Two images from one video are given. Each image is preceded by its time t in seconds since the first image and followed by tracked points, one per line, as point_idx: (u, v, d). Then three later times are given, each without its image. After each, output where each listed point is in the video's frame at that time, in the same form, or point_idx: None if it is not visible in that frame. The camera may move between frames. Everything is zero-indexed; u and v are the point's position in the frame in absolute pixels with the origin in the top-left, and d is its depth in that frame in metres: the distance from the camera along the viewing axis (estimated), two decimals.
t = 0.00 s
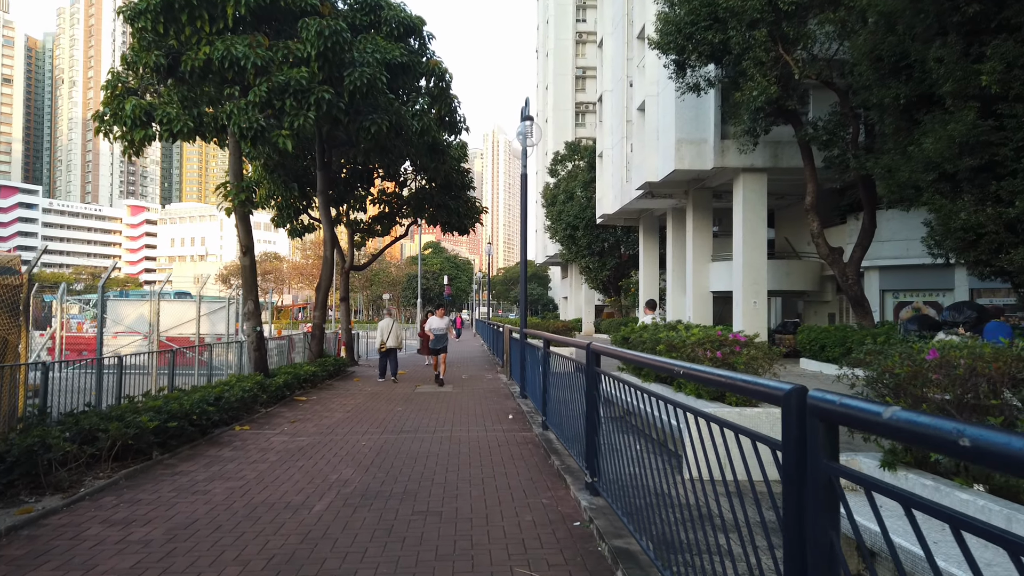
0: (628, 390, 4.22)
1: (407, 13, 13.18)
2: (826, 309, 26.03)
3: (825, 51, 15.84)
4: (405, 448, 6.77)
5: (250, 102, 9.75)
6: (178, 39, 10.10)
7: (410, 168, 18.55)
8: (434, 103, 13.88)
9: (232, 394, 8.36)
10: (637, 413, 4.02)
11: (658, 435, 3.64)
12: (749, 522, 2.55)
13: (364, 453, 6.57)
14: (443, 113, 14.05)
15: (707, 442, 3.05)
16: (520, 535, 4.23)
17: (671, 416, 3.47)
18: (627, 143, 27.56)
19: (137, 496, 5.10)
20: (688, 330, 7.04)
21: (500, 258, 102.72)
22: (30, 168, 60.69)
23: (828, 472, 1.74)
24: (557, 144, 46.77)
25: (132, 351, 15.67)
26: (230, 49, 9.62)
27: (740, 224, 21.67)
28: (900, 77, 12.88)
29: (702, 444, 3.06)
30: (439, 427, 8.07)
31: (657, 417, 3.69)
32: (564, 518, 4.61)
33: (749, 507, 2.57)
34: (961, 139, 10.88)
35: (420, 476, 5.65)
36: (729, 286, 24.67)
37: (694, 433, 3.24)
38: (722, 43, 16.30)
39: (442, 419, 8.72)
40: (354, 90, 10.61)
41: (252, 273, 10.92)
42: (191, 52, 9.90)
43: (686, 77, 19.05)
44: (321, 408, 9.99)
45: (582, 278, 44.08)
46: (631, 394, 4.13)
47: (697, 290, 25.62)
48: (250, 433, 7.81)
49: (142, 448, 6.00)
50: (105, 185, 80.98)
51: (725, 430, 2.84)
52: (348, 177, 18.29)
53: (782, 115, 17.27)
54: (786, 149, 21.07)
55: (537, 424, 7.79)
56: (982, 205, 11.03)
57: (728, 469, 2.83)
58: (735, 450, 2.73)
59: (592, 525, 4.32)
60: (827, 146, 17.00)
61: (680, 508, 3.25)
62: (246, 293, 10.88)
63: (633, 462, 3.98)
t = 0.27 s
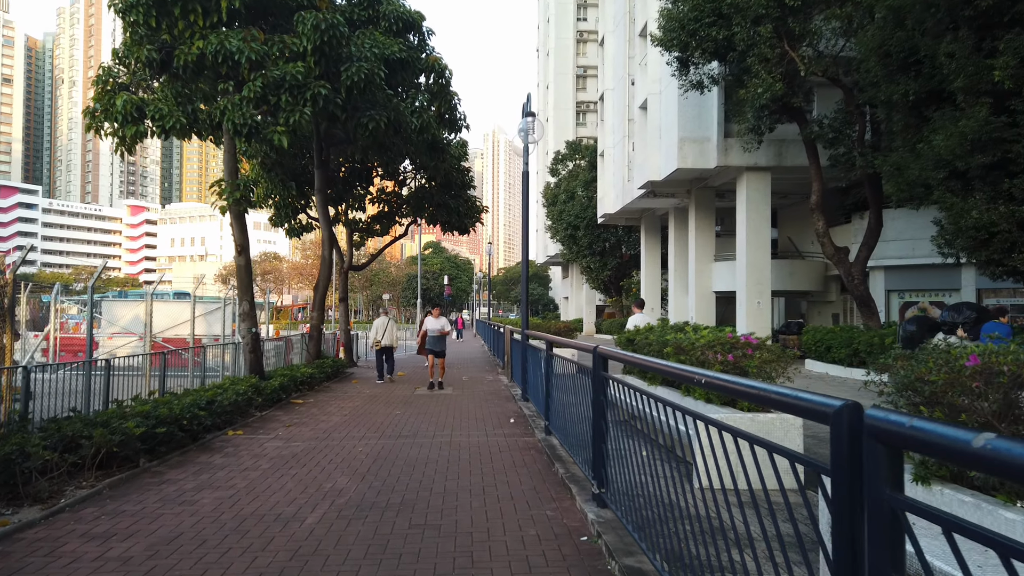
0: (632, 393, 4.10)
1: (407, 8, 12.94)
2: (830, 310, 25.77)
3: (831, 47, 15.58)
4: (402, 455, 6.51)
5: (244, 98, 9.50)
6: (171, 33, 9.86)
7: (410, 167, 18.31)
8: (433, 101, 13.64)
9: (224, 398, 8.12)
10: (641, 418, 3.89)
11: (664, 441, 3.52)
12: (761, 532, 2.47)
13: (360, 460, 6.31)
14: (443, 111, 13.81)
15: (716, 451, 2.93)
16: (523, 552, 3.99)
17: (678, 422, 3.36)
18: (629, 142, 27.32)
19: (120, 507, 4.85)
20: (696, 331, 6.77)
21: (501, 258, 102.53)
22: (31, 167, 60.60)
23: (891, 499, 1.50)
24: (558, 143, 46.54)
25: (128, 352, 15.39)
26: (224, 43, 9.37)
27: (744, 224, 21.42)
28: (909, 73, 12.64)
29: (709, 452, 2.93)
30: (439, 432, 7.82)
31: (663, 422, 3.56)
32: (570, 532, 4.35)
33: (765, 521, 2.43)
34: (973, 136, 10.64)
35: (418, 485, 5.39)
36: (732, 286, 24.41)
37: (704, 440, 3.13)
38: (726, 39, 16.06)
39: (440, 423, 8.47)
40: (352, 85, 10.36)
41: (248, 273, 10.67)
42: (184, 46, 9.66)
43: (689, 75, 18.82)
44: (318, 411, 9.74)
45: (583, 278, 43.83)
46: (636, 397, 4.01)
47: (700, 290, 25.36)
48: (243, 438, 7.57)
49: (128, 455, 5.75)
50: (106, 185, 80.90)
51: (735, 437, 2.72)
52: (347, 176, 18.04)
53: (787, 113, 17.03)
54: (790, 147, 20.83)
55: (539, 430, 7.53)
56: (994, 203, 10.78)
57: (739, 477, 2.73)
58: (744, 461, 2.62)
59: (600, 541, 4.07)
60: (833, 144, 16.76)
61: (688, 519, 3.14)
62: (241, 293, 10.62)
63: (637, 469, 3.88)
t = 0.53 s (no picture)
0: (642, 399, 3.93)
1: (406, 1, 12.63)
2: (834, 310, 25.47)
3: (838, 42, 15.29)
4: (399, 464, 6.20)
5: (237, 92, 9.20)
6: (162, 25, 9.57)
7: (409, 165, 18.01)
8: (433, 96, 13.35)
9: (215, 402, 7.84)
10: (653, 425, 3.71)
11: (680, 452, 3.34)
12: (791, 553, 2.30)
13: (355, 469, 6.01)
14: (443, 107, 13.51)
15: (737, 464, 2.76)
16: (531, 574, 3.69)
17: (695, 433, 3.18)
18: (631, 140, 27.03)
19: (98, 521, 4.55)
20: (707, 334, 6.48)
21: (501, 258, 102.22)
22: (30, 168, 60.39)
23: (1010, 556, 1.24)
24: (559, 142, 46.25)
25: (121, 354, 15.10)
26: (216, 35, 9.07)
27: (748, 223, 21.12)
28: (920, 68, 12.35)
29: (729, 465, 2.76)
30: (438, 438, 7.54)
31: (679, 432, 3.37)
32: (580, 550, 4.06)
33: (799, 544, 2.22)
34: (987, 131, 10.36)
35: (416, 497, 5.10)
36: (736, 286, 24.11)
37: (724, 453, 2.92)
38: (731, 35, 15.77)
39: (439, 429, 8.17)
40: (348, 80, 10.06)
41: (242, 273, 10.37)
42: (175, 39, 9.37)
43: (693, 71, 18.53)
44: (314, 415, 9.44)
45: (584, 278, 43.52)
46: (646, 404, 3.85)
47: (702, 290, 25.06)
48: (235, 444, 7.29)
49: (111, 464, 5.46)
50: (105, 185, 80.71)
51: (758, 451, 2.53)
52: (345, 175, 17.73)
53: (792, 110, 16.75)
54: (795, 146, 20.53)
55: (541, 436, 7.24)
56: (1009, 200, 10.48)
57: (762, 491, 2.56)
58: (768, 476, 2.44)
59: (612, 562, 3.78)
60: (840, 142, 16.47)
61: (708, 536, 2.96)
62: (234, 294, 10.33)
63: (649, 480, 3.70)
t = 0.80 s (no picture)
0: (641, 398, 3.74)
1: None
2: (837, 309, 25.21)
3: (842, 36, 15.05)
4: (391, 468, 5.92)
5: (227, 83, 8.93)
6: (151, 15, 9.31)
7: (406, 162, 17.75)
8: (429, 91, 13.09)
9: (203, 403, 7.56)
10: (653, 425, 3.53)
11: (686, 454, 3.16)
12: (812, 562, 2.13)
13: (346, 473, 5.73)
14: (440, 102, 13.24)
15: (748, 467, 2.59)
16: None
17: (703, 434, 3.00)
18: (631, 138, 26.78)
19: (69, 531, 4.28)
20: (714, 331, 6.22)
21: (500, 258, 102.00)
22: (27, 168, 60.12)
23: None
24: (558, 141, 46.01)
25: (112, 354, 14.80)
26: (205, 24, 8.80)
27: (750, 221, 20.85)
28: (928, 61, 12.10)
29: (740, 468, 2.59)
30: (433, 440, 7.27)
31: (684, 433, 3.18)
32: (581, 561, 3.81)
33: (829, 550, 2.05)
34: (998, 125, 10.10)
35: (409, 503, 4.84)
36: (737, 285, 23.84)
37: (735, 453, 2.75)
38: (733, 29, 15.53)
39: (436, 430, 7.91)
40: (341, 71, 9.80)
41: (233, 270, 10.09)
42: (164, 28, 9.11)
43: (694, 67, 18.29)
44: (306, 416, 9.16)
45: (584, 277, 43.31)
46: (645, 403, 3.65)
47: (703, 289, 24.79)
48: (223, 446, 7.02)
49: (87, 467, 5.20)
50: (103, 184, 80.49)
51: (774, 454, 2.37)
52: (341, 172, 17.46)
53: (795, 106, 16.50)
54: (797, 143, 20.28)
55: (541, 438, 6.97)
56: (1021, 195, 10.22)
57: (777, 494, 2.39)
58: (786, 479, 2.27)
59: None
60: (845, 138, 16.21)
61: (721, 546, 2.79)
62: (224, 291, 10.04)
63: (652, 483, 3.51)
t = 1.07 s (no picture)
0: (647, 401, 3.57)
1: None
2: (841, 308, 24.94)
3: (850, 31, 14.78)
4: (389, 475, 5.65)
5: (220, 75, 8.64)
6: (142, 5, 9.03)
7: (406, 159, 17.47)
8: (429, 85, 12.81)
9: (195, 406, 7.30)
10: (659, 429, 3.36)
11: (688, 453, 3.08)
12: None
13: (342, 481, 5.46)
14: (440, 96, 12.96)
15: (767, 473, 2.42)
16: None
17: (707, 434, 2.92)
18: (633, 136, 26.50)
19: (44, 545, 4.00)
20: (727, 331, 5.95)
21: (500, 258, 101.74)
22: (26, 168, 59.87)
23: None
24: (559, 139, 45.73)
25: (107, 354, 14.53)
26: (197, 14, 8.52)
27: (754, 219, 20.57)
28: (939, 54, 11.83)
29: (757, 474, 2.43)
30: (434, 444, 7.00)
31: (685, 431, 3.10)
32: None
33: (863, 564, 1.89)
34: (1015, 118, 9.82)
35: (408, 514, 4.58)
36: (741, 284, 23.55)
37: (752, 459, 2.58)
38: (738, 23, 15.26)
39: (436, 434, 7.63)
40: (339, 63, 9.53)
41: (228, 268, 9.80)
42: (155, 19, 8.84)
43: (698, 62, 18.01)
44: (302, 419, 8.89)
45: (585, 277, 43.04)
46: (652, 406, 3.48)
47: (706, 288, 24.52)
48: (215, 450, 6.75)
49: (69, 474, 4.92)
50: (103, 184, 80.26)
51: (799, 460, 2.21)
52: (340, 169, 17.19)
53: (802, 102, 16.24)
54: (802, 139, 20.00)
55: (545, 442, 6.71)
56: None
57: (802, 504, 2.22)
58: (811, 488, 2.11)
59: None
60: (852, 134, 15.94)
61: (721, 550, 2.73)
62: (218, 290, 9.77)
63: (652, 483, 3.44)
